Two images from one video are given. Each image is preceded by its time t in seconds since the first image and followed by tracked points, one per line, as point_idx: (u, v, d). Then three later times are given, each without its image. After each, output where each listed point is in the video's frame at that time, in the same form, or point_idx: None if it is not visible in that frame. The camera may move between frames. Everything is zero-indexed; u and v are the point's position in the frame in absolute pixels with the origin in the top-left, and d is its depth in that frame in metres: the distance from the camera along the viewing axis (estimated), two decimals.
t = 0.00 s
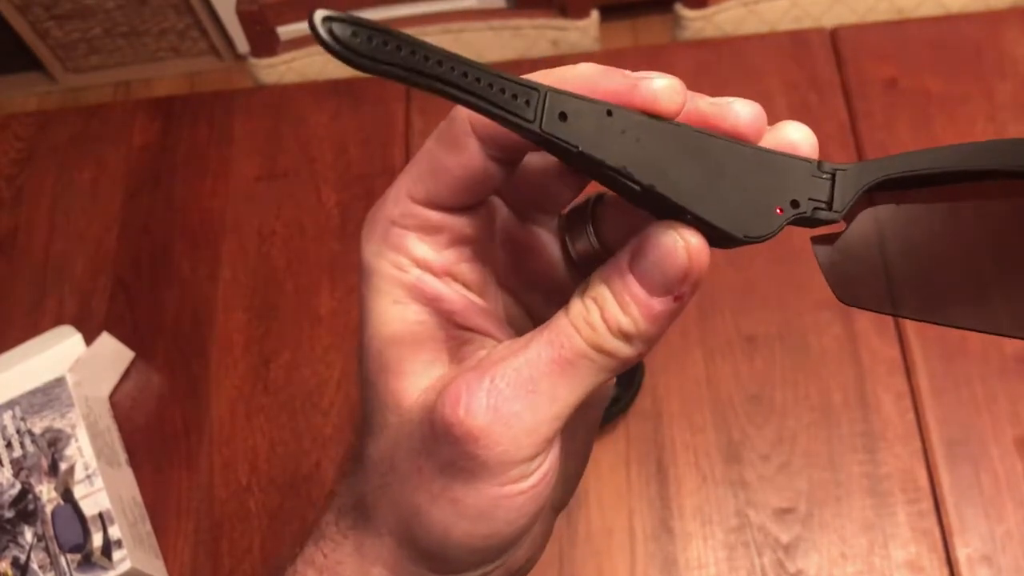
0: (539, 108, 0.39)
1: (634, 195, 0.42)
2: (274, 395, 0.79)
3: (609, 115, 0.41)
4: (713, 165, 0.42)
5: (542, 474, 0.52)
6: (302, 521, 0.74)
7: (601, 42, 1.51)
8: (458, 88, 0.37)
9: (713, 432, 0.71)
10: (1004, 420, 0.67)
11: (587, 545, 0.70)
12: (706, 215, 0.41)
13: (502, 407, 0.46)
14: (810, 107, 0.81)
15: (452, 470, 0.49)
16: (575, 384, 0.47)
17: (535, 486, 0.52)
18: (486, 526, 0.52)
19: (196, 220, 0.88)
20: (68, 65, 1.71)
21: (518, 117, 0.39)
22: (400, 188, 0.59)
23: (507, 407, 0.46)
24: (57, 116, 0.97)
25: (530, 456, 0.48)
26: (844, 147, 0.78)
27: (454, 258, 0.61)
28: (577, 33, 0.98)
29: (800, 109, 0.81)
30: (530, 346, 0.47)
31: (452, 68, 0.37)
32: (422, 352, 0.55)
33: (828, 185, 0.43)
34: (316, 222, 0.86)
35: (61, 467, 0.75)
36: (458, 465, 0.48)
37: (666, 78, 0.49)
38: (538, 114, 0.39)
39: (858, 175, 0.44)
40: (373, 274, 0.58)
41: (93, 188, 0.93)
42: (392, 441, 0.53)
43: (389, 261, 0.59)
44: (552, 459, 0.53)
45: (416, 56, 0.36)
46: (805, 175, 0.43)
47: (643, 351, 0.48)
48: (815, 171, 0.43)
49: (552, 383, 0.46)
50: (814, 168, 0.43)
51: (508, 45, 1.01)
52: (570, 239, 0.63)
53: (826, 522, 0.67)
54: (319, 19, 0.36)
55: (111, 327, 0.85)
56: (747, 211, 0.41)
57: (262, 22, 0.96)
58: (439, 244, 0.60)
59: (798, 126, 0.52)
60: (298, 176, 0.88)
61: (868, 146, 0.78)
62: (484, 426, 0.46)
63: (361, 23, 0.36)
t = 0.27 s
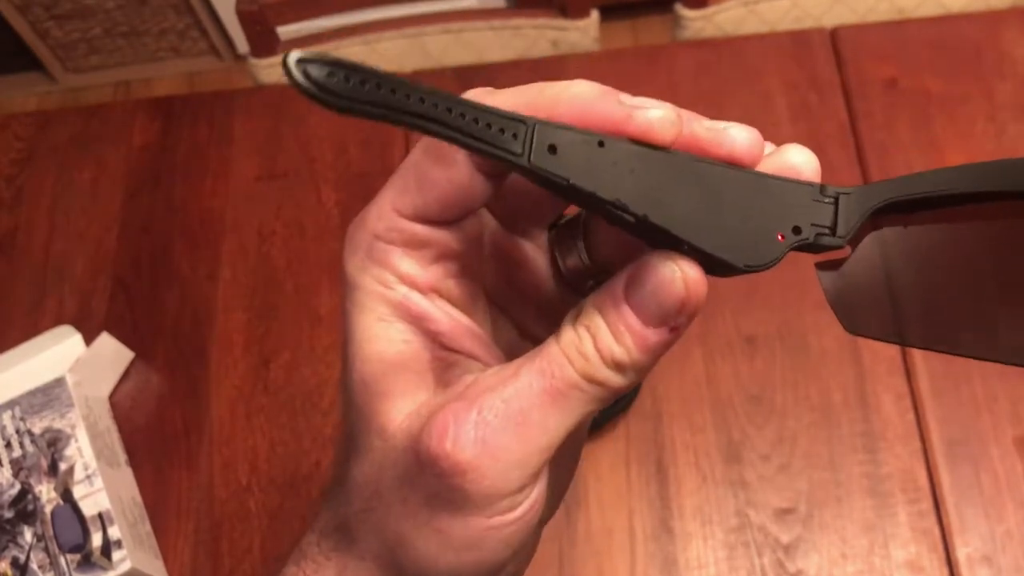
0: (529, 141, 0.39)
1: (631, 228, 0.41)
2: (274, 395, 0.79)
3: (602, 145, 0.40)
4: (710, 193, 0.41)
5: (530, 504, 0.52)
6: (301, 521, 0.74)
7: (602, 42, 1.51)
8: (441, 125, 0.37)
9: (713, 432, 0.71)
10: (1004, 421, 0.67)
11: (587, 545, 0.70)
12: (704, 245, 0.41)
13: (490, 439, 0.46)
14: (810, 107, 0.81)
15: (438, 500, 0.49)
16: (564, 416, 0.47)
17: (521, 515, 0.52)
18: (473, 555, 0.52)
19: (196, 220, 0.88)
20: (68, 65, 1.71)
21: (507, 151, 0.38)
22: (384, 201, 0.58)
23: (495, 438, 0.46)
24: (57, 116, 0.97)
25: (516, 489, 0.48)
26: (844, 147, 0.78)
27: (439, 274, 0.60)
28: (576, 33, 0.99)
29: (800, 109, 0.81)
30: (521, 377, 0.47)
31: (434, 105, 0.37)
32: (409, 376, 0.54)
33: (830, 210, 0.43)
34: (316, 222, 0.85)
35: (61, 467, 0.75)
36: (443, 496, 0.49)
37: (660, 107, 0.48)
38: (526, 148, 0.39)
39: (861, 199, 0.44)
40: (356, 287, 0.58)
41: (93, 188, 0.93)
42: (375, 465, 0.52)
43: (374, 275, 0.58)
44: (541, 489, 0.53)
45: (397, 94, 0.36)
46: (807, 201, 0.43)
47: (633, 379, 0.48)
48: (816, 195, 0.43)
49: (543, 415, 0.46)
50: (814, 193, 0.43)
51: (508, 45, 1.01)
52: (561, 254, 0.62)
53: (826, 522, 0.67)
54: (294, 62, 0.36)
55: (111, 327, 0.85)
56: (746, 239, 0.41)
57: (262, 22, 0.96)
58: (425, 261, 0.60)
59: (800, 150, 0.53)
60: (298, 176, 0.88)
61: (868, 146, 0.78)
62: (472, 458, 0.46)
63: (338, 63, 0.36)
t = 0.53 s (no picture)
0: (483, 169, 0.39)
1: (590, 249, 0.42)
2: (274, 395, 0.79)
3: (559, 170, 0.41)
4: (666, 212, 0.41)
5: (494, 513, 0.53)
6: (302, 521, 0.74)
7: (602, 42, 1.51)
8: (397, 160, 0.37)
9: (713, 432, 0.71)
10: (1004, 421, 0.67)
11: (587, 545, 0.70)
12: (660, 263, 0.41)
13: (450, 451, 0.46)
14: (810, 107, 0.81)
15: (401, 511, 0.49)
16: (526, 429, 0.47)
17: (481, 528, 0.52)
18: (437, 565, 0.53)
19: (195, 220, 0.88)
20: (68, 65, 1.71)
21: (464, 180, 0.39)
22: (351, 215, 0.56)
23: (457, 451, 0.46)
24: (57, 116, 0.97)
25: (477, 499, 0.48)
26: (844, 147, 0.78)
27: (408, 288, 0.59)
28: (576, 33, 0.98)
29: (800, 109, 0.81)
30: (482, 389, 0.46)
31: (390, 141, 0.37)
32: (374, 388, 0.54)
33: (784, 223, 0.42)
34: (316, 222, 0.85)
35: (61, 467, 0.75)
36: (405, 507, 0.49)
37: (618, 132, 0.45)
38: (483, 176, 0.39)
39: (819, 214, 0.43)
40: (324, 301, 0.57)
41: (93, 188, 0.92)
42: (343, 474, 0.53)
43: (342, 289, 0.57)
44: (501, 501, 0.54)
45: (353, 132, 0.37)
46: (764, 217, 0.42)
47: (596, 391, 0.48)
48: (772, 212, 0.42)
49: (503, 428, 0.46)
50: (771, 209, 0.42)
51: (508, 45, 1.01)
52: (529, 268, 0.60)
53: (826, 522, 0.67)
54: (249, 108, 0.36)
55: (111, 327, 0.85)
56: (701, 257, 0.41)
57: (262, 22, 0.97)
58: (394, 275, 0.58)
59: (755, 164, 0.52)
60: (298, 176, 0.88)
61: (868, 146, 0.78)
62: (434, 469, 0.46)
63: (292, 107, 0.36)
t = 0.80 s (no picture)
0: (452, 168, 0.39)
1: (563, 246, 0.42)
2: (274, 395, 0.79)
3: (529, 167, 0.41)
4: (641, 207, 0.42)
5: (473, 509, 0.53)
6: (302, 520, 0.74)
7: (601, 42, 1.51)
8: (363, 162, 0.37)
9: (713, 432, 0.71)
10: (1004, 421, 0.67)
11: (587, 545, 0.70)
12: (637, 258, 0.42)
13: (426, 443, 0.46)
14: (810, 107, 0.81)
15: (379, 504, 0.49)
16: (502, 424, 0.46)
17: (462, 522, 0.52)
18: (417, 559, 0.53)
19: (195, 220, 0.88)
20: (68, 65, 1.71)
21: (432, 181, 0.39)
22: (337, 215, 0.58)
23: (432, 445, 0.46)
24: (57, 115, 0.97)
25: (456, 493, 0.48)
26: (845, 147, 0.78)
27: (393, 285, 0.60)
28: (577, 33, 0.99)
29: (800, 109, 0.81)
30: (459, 383, 0.46)
31: (354, 143, 0.37)
32: (356, 383, 0.54)
33: (764, 216, 0.44)
34: (316, 222, 0.85)
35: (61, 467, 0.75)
36: (383, 500, 0.48)
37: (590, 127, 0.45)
38: (452, 176, 0.39)
39: (797, 206, 0.44)
40: (312, 302, 0.59)
41: (93, 188, 0.92)
42: (329, 473, 0.52)
43: (327, 288, 0.59)
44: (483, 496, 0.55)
45: (314, 136, 0.36)
46: (740, 210, 0.43)
47: (576, 388, 0.48)
48: (751, 205, 0.44)
49: (479, 423, 0.46)
50: (746, 204, 0.43)
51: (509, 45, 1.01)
52: (518, 265, 0.60)
53: (826, 522, 0.67)
54: (205, 118, 0.35)
55: (111, 327, 0.85)
56: (677, 252, 0.42)
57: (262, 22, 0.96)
58: (379, 273, 0.60)
59: (739, 158, 0.51)
60: (298, 176, 0.88)
61: (868, 146, 0.78)
62: (410, 462, 0.46)
63: (250, 115, 0.36)
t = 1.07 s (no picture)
0: (435, 136, 0.40)
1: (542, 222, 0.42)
2: (273, 395, 0.78)
3: (514, 143, 0.41)
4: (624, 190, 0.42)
5: (459, 500, 0.52)
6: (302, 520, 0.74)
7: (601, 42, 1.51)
8: (342, 122, 0.37)
9: (713, 432, 0.71)
10: (1004, 421, 0.67)
11: (587, 545, 0.69)
12: (619, 243, 0.42)
13: (405, 434, 0.46)
14: (810, 107, 0.81)
15: (363, 497, 0.49)
16: (484, 413, 0.46)
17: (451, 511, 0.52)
18: (407, 554, 0.53)
19: (195, 220, 0.88)
20: (68, 65, 1.71)
21: (413, 147, 0.39)
22: (325, 212, 0.59)
23: (410, 434, 0.46)
24: (57, 115, 0.97)
25: (439, 483, 0.48)
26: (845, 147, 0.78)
27: (383, 280, 0.60)
28: (577, 33, 0.98)
29: (800, 109, 0.81)
30: (440, 372, 0.46)
31: (335, 102, 0.37)
32: (345, 373, 0.55)
33: (748, 209, 0.44)
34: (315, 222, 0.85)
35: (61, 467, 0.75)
36: (366, 492, 0.48)
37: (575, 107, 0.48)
38: (434, 145, 0.40)
39: (781, 199, 0.45)
40: (302, 300, 0.59)
41: (92, 188, 0.92)
42: (317, 467, 0.53)
43: (316, 285, 0.59)
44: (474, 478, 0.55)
45: (295, 91, 0.36)
46: (725, 201, 0.44)
47: (559, 376, 0.48)
48: (736, 197, 0.44)
49: (460, 412, 0.46)
50: (732, 193, 0.44)
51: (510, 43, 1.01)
52: (509, 259, 0.59)
53: (826, 522, 0.67)
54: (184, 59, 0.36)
55: (111, 327, 0.85)
56: (657, 238, 0.42)
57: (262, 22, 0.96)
58: (368, 268, 0.60)
59: (723, 152, 0.52)
60: (298, 176, 0.88)
61: (868, 146, 0.78)
62: (389, 452, 0.46)
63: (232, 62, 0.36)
